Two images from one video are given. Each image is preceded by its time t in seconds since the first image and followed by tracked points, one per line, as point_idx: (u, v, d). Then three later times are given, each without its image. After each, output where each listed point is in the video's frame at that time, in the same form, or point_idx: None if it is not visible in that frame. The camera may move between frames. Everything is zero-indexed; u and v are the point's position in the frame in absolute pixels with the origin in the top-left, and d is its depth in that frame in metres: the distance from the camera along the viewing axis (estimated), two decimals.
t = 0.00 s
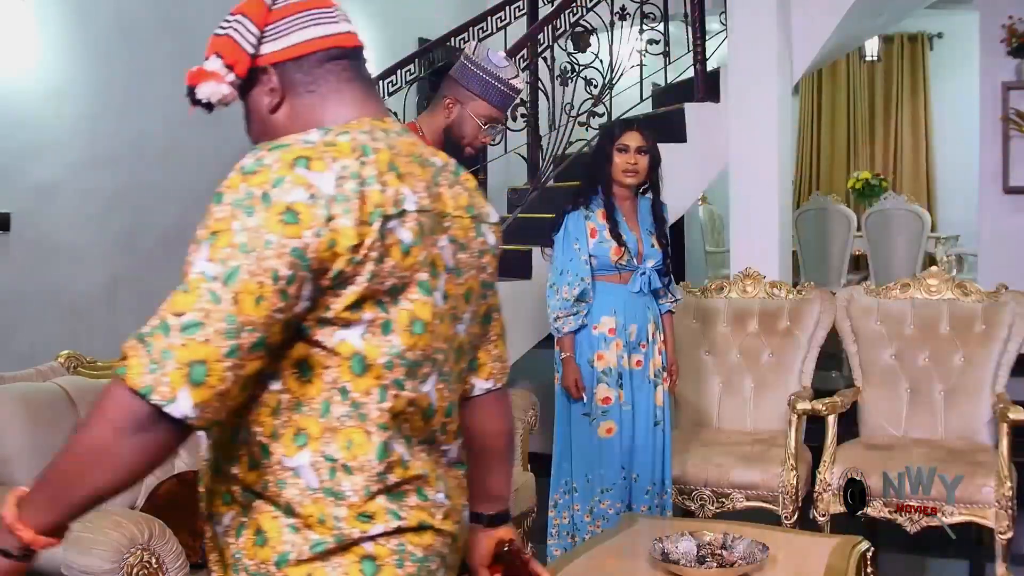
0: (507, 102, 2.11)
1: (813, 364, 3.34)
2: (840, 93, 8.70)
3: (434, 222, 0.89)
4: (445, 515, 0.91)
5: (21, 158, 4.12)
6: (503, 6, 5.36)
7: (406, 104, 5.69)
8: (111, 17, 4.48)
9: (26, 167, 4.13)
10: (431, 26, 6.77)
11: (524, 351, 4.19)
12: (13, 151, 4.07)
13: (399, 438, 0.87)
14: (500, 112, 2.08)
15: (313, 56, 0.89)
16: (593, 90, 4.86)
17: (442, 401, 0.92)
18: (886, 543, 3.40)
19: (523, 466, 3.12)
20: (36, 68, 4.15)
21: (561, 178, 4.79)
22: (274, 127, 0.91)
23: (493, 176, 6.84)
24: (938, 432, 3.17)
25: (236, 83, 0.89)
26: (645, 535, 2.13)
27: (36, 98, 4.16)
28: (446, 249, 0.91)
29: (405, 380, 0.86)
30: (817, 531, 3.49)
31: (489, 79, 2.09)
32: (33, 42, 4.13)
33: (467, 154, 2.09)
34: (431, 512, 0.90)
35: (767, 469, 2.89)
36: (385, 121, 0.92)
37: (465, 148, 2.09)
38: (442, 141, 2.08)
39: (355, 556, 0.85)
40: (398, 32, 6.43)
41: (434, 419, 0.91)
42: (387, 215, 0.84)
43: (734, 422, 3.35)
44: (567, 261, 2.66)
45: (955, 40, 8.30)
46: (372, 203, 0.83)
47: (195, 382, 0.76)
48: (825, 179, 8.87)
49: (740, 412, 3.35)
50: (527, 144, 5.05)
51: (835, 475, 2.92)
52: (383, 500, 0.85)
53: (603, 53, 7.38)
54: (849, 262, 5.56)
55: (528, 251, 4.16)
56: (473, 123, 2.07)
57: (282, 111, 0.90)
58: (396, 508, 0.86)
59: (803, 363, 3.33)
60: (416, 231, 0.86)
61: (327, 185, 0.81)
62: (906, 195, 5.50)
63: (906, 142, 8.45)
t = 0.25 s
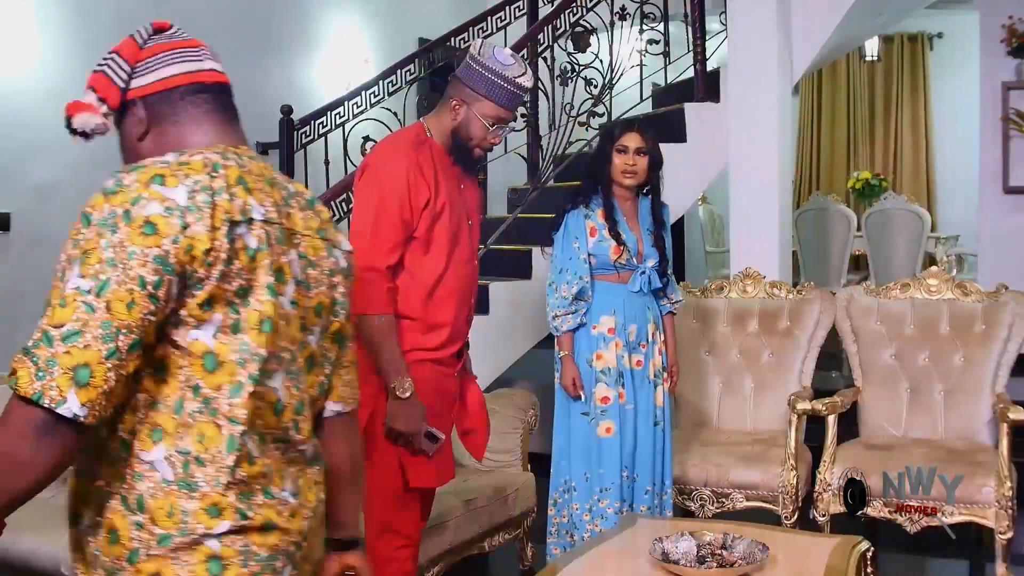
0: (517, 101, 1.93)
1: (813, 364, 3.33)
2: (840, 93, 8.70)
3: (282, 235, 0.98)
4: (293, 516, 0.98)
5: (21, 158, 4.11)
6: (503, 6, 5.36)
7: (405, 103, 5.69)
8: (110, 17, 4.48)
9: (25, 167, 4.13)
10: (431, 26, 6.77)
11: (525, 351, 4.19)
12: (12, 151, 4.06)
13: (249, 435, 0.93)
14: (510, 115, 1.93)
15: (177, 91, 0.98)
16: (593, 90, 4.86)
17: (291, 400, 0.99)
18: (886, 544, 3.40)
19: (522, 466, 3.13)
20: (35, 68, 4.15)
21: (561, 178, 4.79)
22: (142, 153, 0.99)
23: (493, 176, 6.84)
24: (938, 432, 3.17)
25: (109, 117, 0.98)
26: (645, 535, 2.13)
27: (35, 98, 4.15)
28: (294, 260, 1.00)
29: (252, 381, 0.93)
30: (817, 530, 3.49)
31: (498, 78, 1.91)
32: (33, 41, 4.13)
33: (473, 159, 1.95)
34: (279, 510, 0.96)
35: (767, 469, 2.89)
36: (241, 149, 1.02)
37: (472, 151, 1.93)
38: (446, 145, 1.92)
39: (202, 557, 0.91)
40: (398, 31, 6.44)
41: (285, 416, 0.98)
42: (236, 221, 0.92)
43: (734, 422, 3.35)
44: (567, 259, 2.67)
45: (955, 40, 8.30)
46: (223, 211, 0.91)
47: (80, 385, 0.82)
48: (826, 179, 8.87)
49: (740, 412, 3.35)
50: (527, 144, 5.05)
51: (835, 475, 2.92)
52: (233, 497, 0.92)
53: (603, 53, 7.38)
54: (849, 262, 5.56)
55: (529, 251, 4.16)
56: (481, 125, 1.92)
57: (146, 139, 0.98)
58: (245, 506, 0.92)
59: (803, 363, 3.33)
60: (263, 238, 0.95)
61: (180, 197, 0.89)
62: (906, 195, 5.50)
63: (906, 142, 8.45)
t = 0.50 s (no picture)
0: (520, 101, 1.87)
1: (813, 364, 3.33)
2: (840, 92, 8.69)
3: (165, 219, 1.19)
4: (154, 489, 1.17)
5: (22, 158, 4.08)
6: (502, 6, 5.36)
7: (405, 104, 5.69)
8: (110, 17, 4.47)
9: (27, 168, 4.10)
10: (430, 26, 6.77)
11: (524, 351, 4.19)
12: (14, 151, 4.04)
13: (106, 401, 1.13)
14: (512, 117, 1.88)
15: (77, 81, 1.19)
16: (593, 90, 4.86)
17: (160, 373, 1.18)
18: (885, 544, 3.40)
19: (522, 466, 3.13)
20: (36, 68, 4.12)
21: (561, 178, 4.79)
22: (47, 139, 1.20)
23: (493, 176, 6.84)
24: (938, 432, 3.16)
25: (17, 109, 1.19)
26: (645, 535, 2.13)
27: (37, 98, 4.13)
28: (183, 245, 1.23)
29: (116, 350, 1.13)
30: (817, 531, 3.49)
31: (502, 80, 1.86)
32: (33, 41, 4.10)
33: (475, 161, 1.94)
34: (139, 483, 1.16)
35: (767, 469, 2.89)
36: (135, 135, 1.23)
37: (476, 154, 1.93)
38: (451, 147, 1.91)
39: (47, 517, 1.11)
40: (398, 31, 6.43)
41: (153, 388, 1.17)
42: (108, 204, 1.12)
43: (734, 421, 3.35)
44: (568, 259, 2.67)
45: (955, 41, 8.30)
46: (96, 195, 1.10)
47: (9, 363, 1.04)
48: (825, 179, 8.86)
49: (740, 412, 3.35)
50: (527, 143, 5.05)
51: (835, 475, 2.92)
52: (82, 460, 1.12)
53: (603, 53, 7.37)
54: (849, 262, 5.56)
55: (529, 251, 4.16)
56: (483, 127, 1.89)
57: (50, 129, 1.19)
58: (92, 471, 1.12)
59: (803, 363, 3.33)
60: (136, 222, 1.14)
61: (57, 183, 1.08)
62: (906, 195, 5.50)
63: (906, 142, 8.44)
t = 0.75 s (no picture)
0: (514, 96, 1.86)
1: (814, 364, 3.33)
2: (840, 92, 8.69)
3: (52, 235, 1.33)
4: (33, 483, 1.30)
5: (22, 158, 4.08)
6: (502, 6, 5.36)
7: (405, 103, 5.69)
8: (109, 18, 4.47)
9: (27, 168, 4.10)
10: (430, 25, 6.77)
11: (524, 351, 4.19)
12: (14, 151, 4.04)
13: None
14: (506, 112, 1.87)
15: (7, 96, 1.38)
16: (593, 90, 4.86)
17: (44, 380, 1.31)
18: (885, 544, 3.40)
19: (522, 467, 3.13)
20: (35, 68, 4.12)
21: (561, 178, 4.79)
22: None
23: (493, 176, 6.84)
24: (938, 432, 3.16)
25: None
26: (646, 535, 2.13)
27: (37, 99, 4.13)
28: (75, 257, 1.35)
29: None
30: (817, 531, 3.49)
31: (494, 75, 1.84)
32: (33, 42, 4.10)
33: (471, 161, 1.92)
34: (18, 479, 1.29)
35: (767, 469, 2.89)
36: (37, 150, 1.39)
37: (470, 152, 1.91)
38: (447, 147, 1.90)
39: None
40: (398, 32, 6.44)
41: (36, 394, 1.30)
42: None
43: (734, 421, 3.35)
44: (568, 258, 2.67)
45: (955, 41, 8.30)
46: None
47: None
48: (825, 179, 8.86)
49: (740, 412, 3.35)
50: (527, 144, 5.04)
51: (835, 476, 2.92)
52: None
53: (603, 53, 7.38)
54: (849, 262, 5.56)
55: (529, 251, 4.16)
56: (477, 124, 1.87)
57: None
58: None
59: (803, 363, 3.33)
60: (16, 240, 1.29)
61: None
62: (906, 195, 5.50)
63: (906, 143, 8.44)
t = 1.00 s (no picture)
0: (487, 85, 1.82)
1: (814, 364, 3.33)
2: (840, 92, 8.69)
3: None
4: None
5: (22, 158, 4.08)
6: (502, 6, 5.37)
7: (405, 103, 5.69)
8: (109, 18, 4.47)
9: (27, 168, 4.10)
10: (430, 25, 6.76)
11: (525, 351, 4.19)
12: (14, 151, 4.04)
13: None
14: (476, 101, 1.82)
15: None
16: (593, 90, 4.85)
17: None
18: (885, 544, 3.40)
19: (522, 467, 3.13)
20: (35, 68, 4.12)
21: (561, 178, 4.79)
22: None
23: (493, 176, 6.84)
24: (938, 432, 3.16)
25: None
26: (645, 535, 2.13)
27: (37, 99, 4.13)
28: None
29: None
30: (817, 531, 3.49)
31: (466, 66, 1.81)
32: (32, 42, 4.10)
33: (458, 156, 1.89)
34: None
35: (767, 469, 2.89)
36: None
37: (445, 143, 1.86)
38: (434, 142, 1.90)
39: None
40: (398, 32, 6.44)
41: None
42: None
43: (734, 421, 3.35)
44: (566, 258, 2.67)
45: (955, 41, 8.30)
46: None
47: None
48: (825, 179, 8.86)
49: (740, 412, 3.35)
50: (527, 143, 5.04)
51: (835, 475, 2.92)
52: None
53: (603, 53, 7.38)
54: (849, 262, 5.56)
55: (529, 251, 4.16)
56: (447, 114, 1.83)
57: None
58: None
59: (803, 363, 3.33)
60: None
61: None
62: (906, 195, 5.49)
63: (907, 143, 8.44)
